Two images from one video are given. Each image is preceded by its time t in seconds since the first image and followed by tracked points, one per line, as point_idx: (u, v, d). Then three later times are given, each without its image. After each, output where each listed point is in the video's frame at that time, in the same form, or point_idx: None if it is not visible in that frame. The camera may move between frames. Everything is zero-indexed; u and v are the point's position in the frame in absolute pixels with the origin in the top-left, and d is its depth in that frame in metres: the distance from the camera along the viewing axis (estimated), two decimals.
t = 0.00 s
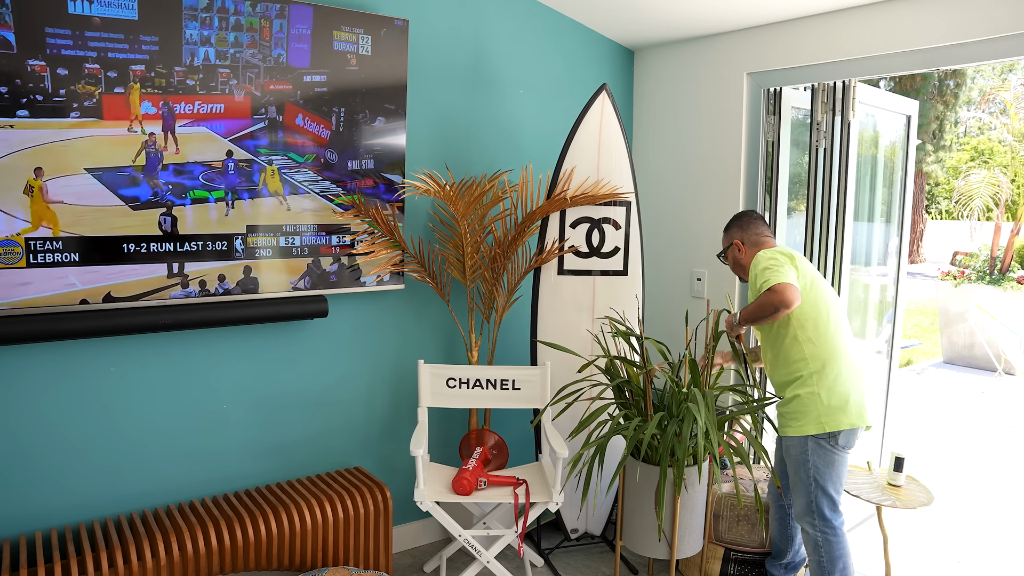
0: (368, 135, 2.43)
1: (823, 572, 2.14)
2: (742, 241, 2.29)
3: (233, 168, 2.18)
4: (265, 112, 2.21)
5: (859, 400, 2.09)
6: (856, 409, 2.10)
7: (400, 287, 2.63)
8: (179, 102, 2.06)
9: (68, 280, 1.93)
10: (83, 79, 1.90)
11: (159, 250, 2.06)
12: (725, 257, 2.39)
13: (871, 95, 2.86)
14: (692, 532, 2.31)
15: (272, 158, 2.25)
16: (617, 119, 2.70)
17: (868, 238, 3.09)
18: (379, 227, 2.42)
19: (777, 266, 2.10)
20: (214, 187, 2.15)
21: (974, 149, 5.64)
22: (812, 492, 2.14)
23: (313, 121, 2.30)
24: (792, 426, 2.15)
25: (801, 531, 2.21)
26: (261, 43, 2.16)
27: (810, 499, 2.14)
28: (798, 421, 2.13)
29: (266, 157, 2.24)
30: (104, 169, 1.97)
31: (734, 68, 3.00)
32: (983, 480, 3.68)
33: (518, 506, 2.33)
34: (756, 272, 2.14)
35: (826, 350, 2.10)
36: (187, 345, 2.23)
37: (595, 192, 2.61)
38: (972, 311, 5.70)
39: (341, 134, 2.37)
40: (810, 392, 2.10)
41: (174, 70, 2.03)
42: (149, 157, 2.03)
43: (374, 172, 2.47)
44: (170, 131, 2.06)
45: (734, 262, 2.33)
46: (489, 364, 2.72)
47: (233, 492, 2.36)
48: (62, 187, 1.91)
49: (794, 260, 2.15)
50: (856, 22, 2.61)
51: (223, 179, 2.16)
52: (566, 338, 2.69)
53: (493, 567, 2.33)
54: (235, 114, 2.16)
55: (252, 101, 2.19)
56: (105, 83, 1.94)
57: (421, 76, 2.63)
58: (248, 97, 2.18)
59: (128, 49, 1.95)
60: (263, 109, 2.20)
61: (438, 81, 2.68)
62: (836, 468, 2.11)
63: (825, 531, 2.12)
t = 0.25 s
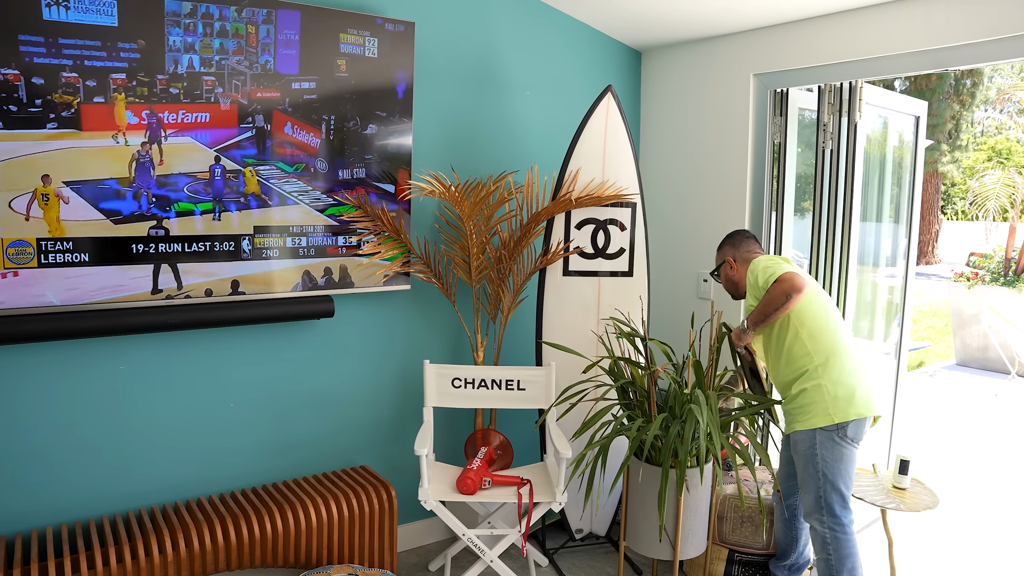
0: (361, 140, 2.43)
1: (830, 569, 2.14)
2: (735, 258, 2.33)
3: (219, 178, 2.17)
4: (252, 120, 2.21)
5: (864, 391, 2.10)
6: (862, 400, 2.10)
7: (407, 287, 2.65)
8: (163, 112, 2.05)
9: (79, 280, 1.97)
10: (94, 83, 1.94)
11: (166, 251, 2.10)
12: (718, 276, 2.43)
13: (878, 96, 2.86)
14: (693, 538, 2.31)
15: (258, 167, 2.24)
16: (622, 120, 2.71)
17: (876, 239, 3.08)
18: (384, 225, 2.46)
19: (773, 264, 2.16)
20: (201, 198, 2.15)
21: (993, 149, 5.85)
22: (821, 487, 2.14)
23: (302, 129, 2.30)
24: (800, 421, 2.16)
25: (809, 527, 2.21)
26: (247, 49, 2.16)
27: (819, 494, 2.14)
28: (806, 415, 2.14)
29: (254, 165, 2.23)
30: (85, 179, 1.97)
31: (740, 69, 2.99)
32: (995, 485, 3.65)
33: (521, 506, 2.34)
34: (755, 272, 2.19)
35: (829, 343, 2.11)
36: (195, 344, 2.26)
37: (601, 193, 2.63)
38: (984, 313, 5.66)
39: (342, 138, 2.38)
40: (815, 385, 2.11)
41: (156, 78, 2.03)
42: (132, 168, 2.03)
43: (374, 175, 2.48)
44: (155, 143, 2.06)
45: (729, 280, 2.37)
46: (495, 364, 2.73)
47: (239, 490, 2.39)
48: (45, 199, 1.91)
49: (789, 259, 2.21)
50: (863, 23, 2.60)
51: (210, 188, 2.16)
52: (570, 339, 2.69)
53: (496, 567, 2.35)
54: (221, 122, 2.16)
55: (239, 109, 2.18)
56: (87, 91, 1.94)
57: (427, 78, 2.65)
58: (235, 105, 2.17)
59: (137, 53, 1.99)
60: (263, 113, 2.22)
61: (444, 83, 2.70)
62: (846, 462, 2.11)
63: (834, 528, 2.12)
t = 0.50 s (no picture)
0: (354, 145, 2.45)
1: (853, 567, 2.12)
2: (730, 266, 2.36)
3: (208, 186, 2.18)
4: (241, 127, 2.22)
5: (869, 384, 2.11)
6: (867, 394, 2.11)
7: (412, 287, 2.69)
8: (143, 119, 2.06)
9: (90, 279, 2.02)
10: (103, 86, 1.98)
11: (174, 251, 2.14)
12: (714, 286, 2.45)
13: (882, 97, 2.86)
14: (694, 535, 2.33)
15: (248, 174, 2.25)
16: (626, 121, 2.73)
17: (881, 240, 3.08)
18: (391, 226, 2.51)
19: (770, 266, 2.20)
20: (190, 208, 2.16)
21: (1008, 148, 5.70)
22: (834, 483, 2.12)
23: (296, 136, 2.32)
24: (807, 417, 2.16)
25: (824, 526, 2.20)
26: (237, 50, 2.17)
27: (832, 491, 2.13)
28: (812, 412, 2.14)
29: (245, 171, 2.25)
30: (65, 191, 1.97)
31: (744, 70, 3.00)
32: (1004, 487, 3.64)
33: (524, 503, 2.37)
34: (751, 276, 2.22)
35: (829, 339, 2.14)
36: (204, 343, 2.31)
37: (604, 194, 2.65)
38: (995, 314, 5.70)
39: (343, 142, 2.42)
40: (820, 380, 2.12)
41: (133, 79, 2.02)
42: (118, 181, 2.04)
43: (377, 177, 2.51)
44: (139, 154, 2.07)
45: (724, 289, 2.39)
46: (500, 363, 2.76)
47: (247, 486, 2.44)
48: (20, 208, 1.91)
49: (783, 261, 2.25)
50: (866, 24, 2.61)
51: (199, 197, 2.17)
52: (574, 338, 2.72)
53: (499, 563, 2.38)
54: (206, 128, 2.16)
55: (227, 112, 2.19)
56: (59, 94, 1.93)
57: (434, 81, 2.68)
58: (223, 110, 2.18)
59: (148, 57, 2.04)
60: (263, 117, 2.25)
61: (450, 85, 2.73)
62: (854, 455, 2.11)
63: (852, 523, 2.11)
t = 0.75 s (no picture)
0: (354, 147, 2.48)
1: (847, 568, 2.13)
2: (730, 269, 2.39)
3: (202, 194, 2.22)
4: (237, 132, 2.25)
5: (862, 384, 2.13)
6: (861, 393, 2.13)
7: (416, 286, 2.73)
8: (127, 124, 2.07)
9: (99, 279, 2.08)
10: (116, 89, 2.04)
11: (184, 250, 2.20)
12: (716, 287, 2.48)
13: (882, 98, 2.87)
14: (693, 532, 2.36)
15: (241, 179, 2.29)
16: (627, 123, 2.76)
17: (883, 240, 3.09)
18: (395, 227, 2.55)
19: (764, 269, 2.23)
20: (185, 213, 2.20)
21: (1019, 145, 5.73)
22: (829, 484, 2.15)
23: (299, 141, 2.37)
24: (801, 417, 2.19)
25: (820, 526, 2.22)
26: (235, 46, 2.21)
27: (827, 492, 2.15)
28: (806, 411, 2.17)
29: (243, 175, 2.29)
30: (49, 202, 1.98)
31: (746, 71, 3.03)
32: (1009, 489, 3.64)
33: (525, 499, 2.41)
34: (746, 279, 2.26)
35: (823, 340, 2.16)
36: (212, 340, 2.37)
37: (605, 195, 2.68)
38: (1005, 315, 5.69)
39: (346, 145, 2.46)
40: (813, 381, 2.15)
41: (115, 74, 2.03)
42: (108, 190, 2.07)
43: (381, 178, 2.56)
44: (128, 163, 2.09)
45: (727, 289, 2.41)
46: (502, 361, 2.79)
47: (254, 480, 2.49)
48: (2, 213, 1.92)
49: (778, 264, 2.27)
50: (865, 26, 2.63)
51: (192, 202, 2.21)
52: (575, 337, 2.75)
53: (500, 558, 2.42)
54: (196, 132, 2.19)
55: (223, 116, 2.23)
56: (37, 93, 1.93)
57: (437, 83, 2.73)
58: (218, 113, 2.22)
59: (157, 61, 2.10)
60: (264, 119, 2.29)
61: (453, 87, 2.77)
62: (848, 456, 2.13)
63: (847, 523, 2.13)
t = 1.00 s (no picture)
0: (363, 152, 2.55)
1: (827, 569, 2.17)
2: (731, 264, 2.42)
3: (212, 212, 2.29)
4: (250, 140, 2.33)
5: (853, 389, 2.16)
6: (851, 398, 2.16)
7: (422, 287, 2.78)
8: (120, 132, 2.12)
9: (113, 280, 2.15)
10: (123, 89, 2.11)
11: (195, 252, 2.27)
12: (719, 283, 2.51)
13: (882, 102, 2.91)
14: (692, 530, 2.40)
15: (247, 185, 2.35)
16: (628, 127, 2.80)
17: (884, 242, 3.11)
18: (400, 228, 2.62)
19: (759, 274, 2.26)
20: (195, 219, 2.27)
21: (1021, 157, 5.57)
22: (812, 487, 2.19)
23: (325, 151, 2.46)
24: (792, 420, 2.23)
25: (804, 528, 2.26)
26: (249, 42, 2.27)
27: (810, 494, 2.20)
28: (797, 415, 2.21)
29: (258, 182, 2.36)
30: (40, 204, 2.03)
31: (747, 75, 3.06)
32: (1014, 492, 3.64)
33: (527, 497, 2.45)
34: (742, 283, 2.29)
35: (816, 345, 2.19)
36: (222, 339, 2.44)
37: (606, 198, 2.73)
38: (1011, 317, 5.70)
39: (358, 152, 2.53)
40: (804, 385, 2.19)
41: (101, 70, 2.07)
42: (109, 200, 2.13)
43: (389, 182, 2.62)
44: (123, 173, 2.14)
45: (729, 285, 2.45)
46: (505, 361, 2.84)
47: (263, 476, 2.57)
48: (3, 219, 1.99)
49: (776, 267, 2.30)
50: (863, 31, 2.66)
51: (200, 222, 2.28)
52: (577, 338, 2.79)
53: (502, 554, 2.46)
54: (200, 138, 2.24)
55: (233, 120, 2.29)
56: (12, 94, 1.95)
57: (442, 88, 2.78)
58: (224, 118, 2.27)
59: (167, 64, 2.16)
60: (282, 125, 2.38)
61: (457, 92, 2.82)
62: (833, 460, 2.17)
63: (828, 526, 2.18)
